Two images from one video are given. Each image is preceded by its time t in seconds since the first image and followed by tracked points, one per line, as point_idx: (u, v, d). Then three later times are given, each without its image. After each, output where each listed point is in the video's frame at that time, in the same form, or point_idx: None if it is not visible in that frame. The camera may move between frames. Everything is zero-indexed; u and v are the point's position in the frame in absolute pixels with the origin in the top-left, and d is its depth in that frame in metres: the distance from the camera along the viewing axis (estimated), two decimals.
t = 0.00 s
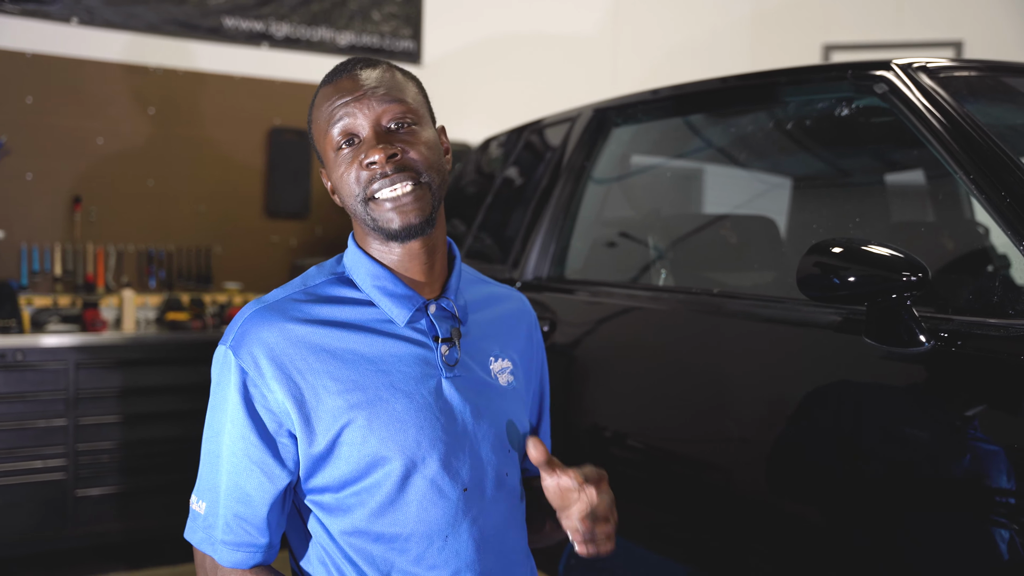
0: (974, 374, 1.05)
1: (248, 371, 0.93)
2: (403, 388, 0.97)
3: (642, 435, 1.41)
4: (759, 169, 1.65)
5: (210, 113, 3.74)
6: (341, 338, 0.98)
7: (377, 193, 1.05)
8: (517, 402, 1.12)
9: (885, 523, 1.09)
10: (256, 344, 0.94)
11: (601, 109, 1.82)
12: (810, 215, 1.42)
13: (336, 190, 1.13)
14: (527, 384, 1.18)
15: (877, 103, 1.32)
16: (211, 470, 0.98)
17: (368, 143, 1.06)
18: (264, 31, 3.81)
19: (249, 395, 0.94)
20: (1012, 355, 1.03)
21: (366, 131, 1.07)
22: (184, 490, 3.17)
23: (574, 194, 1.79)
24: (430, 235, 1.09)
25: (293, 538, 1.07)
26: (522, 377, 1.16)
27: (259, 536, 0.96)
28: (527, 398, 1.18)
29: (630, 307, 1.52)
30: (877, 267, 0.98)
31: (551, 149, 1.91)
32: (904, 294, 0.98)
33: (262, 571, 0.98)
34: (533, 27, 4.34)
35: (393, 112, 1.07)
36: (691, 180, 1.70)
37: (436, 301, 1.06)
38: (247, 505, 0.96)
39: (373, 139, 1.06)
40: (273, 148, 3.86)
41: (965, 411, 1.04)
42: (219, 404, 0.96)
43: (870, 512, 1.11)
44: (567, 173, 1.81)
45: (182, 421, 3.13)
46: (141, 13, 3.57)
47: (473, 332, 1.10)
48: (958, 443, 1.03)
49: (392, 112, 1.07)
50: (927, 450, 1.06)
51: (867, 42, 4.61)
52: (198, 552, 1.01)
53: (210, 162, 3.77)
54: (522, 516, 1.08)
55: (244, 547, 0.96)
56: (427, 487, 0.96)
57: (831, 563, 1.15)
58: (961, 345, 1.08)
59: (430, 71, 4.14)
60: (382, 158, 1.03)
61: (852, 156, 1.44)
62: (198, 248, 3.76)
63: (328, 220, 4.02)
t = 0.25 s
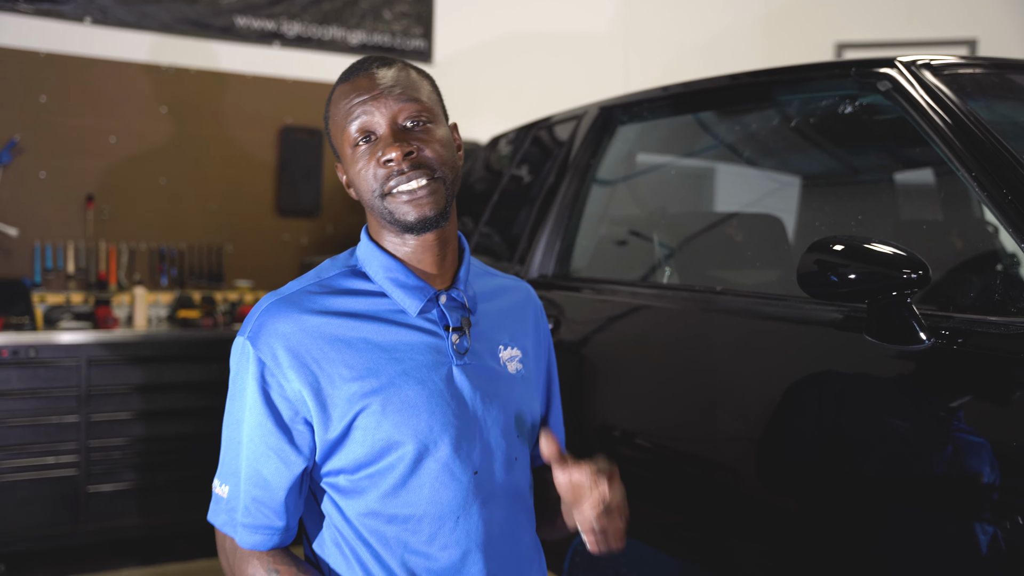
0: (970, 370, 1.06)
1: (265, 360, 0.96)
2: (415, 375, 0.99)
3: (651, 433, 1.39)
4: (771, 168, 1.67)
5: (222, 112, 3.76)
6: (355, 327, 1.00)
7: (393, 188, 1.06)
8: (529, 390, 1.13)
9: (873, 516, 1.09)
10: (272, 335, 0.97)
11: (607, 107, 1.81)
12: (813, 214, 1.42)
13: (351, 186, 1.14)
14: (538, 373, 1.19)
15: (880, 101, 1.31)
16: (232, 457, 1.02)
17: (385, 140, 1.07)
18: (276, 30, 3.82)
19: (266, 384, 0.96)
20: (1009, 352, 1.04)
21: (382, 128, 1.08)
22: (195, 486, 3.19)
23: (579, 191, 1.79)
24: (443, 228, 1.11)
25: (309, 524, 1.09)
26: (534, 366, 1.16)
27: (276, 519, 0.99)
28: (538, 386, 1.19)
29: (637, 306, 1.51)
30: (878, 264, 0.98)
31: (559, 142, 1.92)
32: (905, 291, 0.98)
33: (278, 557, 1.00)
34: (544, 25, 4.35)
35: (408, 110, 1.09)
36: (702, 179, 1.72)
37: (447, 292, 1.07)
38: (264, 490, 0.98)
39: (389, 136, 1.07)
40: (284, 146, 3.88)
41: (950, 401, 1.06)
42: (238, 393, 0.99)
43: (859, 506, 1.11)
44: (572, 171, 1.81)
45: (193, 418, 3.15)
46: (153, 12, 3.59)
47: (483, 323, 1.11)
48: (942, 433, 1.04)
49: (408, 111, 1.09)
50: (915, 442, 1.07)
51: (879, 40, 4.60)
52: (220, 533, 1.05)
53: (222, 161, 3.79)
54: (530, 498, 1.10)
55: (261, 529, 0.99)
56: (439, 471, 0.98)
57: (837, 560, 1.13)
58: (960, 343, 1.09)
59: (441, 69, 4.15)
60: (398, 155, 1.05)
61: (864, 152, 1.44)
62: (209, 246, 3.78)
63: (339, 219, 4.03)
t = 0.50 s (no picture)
0: (970, 371, 1.04)
1: (291, 345, 1.00)
2: (432, 366, 1.03)
3: (659, 434, 1.39)
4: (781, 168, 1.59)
5: (234, 112, 3.79)
6: (376, 319, 1.04)
7: (421, 187, 1.09)
8: (542, 382, 1.16)
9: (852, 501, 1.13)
10: (298, 321, 1.01)
11: (613, 106, 1.82)
12: (817, 215, 1.40)
13: (379, 178, 1.17)
14: (551, 368, 1.22)
15: (885, 101, 1.30)
16: (253, 437, 1.05)
17: (418, 139, 1.10)
18: (287, 30, 3.84)
19: (291, 368, 1.00)
20: (1012, 353, 1.02)
21: (416, 127, 1.11)
22: (206, 484, 3.21)
23: (586, 191, 1.80)
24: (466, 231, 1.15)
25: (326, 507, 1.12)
26: (546, 361, 1.20)
27: (295, 497, 1.02)
28: (551, 381, 1.22)
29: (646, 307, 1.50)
30: (881, 265, 0.98)
31: (568, 139, 1.92)
32: (907, 292, 0.98)
33: (299, 536, 1.03)
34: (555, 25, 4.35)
35: (442, 112, 1.11)
36: (712, 178, 1.65)
37: (465, 287, 1.11)
38: (285, 469, 1.01)
39: (423, 138, 1.10)
40: (296, 145, 3.90)
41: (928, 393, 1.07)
42: (262, 375, 1.02)
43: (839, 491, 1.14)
44: (580, 170, 1.82)
45: (204, 416, 3.17)
46: (166, 12, 3.61)
47: (498, 317, 1.15)
48: (917, 424, 1.06)
49: (442, 112, 1.11)
50: (893, 432, 1.09)
51: (891, 40, 4.58)
52: (240, 512, 1.08)
53: (234, 160, 3.82)
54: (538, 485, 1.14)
55: (282, 507, 1.02)
56: (451, 458, 1.02)
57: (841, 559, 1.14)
58: (961, 345, 1.07)
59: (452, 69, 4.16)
60: (429, 156, 1.08)
61: (875, 151, 1.36)
62: (221, 245, 3.81)
63: (350, 218, 4.05)
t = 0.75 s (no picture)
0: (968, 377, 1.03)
1: (311, 331, 1.06)
2: (438, 361, 1.07)
3: (666, 436, 1.35)
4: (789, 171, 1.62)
5: (244, 112, 3.81)
6: (391, 311, 1.09)
7: (441, 184, 1.12)
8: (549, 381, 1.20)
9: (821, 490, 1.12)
10: (319, 309, 1.07)
11: (621, 108, 1.82)
12: (822, 217, 1.38)
13: (405, 176, 1.21)
14: (562, 368, 1.26)
15: (889, 105, 1.29)
16: (276, 414, 1.12)
17: (444, 140, 1.14)
18: (298, 30, 3.86)
19: (311, 352, 1.07)
20: (1018, 359, 1.01)
21: (445, 129, 1.15)
22: (215, 482, 3.23)
23: (594, 192, 1.80)
24: (481, 229, 1.17)
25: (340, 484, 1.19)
26: (556, 360, 1.23)
27: (314, 473, 1.09)
28: (562, 381, 1.25)
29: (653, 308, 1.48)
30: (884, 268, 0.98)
31: (577, 139, 1.93)
32: (910, 295, 0.98)
33: (319, 506, 1.11)
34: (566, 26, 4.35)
35: (471, 117, 1.15)
36: (720, 179, 1.65)
37: (477, 287, 1.16)
38: (303, 446, 1.08)
39: (449, 137, 1.13)
40: (306, 145, 3.91)
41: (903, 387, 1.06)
42: (286, 357, 1.09)
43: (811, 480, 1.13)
44: (587, 171, 1.82)
45: (214, 414, 3.19)
46: (178, 13, 3.64)
47: (508, 316, 1.18)
48: (890, 415, 1.06)
49: (471, 118, 1.15)
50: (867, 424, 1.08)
51: (904, 39, 4.56)
52: (263, 483, 1.16)
53: (245, 160, 3.84)
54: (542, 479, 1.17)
55: (301, 481, 1.09)
56: (453, 450, 1.06)
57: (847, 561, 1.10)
58: (964, 348, 1.05)
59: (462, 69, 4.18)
60: (452, 155, 1.11)
61: (885, 152, 1.33)
62: (232, 244, 3.83)
63: (360, 218, 4.07)
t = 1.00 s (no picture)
0: (970, 384, 1.01)
1: (318, 323, 1.09)
2: (436, 360, 1.10)
3: (674, 437, 1.35)
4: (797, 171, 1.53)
5: (252, 112, 3.82)
6: (395, 310, 1.12)
7: (464, 178, 1.13)
8: (552, 386, 1.20)
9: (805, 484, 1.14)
10: (327, 303, 1.10)
11: (628, 109, 1.82)
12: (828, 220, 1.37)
13: (431, 171, 1.23)
14: (568, 374, 1.25)
15: (895, 108, 1.30)
16: (284, 400, 1.16)
17: (473, 139, 1.16)
18: (307, 30, 3.87)
19: (317, 343, 1.10)
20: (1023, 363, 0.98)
21: (476, 127, 1.17)
22: (221, 480, 3.24)
23: (601, 194, 1.80)
24: (493, 233, 1.18)
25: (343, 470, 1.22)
26: (560, 366, 1.23)
27: (317, 458, 1.12)
28: (567, 387, 1.25)
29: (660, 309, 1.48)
30: (890, 272, 0.98)
31: (585, 139, 1.93)
32: (916, 298, 0.99)
33: (322, 490, 1.13)
34: (574, 26, 4.35)
35: (504, 121, 1.17)
36: (728, 180, 1.64)
37: (481, 291, 1.17)
38: (306, 432, 1.11)
39: (480, 135, 1.16)
40: (314, 144, 3.92)
41: (893, 384, 1.06)
42: (295, 347, 1.12)
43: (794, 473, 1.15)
44: (595, 172, 1.83)
45: (221, 412, 3.21)
46: (187, 13, 3.66)
47: (511, 321, 1.19)
48: (873, 414, 1.07)
49: (504, 122, 1.17)
50: (848, 421, 1.10)
51: (913, 40, 4.55)
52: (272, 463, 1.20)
53: (253, 159, 3.85)
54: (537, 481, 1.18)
55: (304, 465, 1.12)
56: (446, 446, 1.08)
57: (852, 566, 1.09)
58: (969, 350, 1.03)
59: (469, 69, 4.18)
60: (480, 152, 1.13)
61: (893, 155, 1.30)
62: (240, 243, 3.85)
63: (367, 218, 4.08)
